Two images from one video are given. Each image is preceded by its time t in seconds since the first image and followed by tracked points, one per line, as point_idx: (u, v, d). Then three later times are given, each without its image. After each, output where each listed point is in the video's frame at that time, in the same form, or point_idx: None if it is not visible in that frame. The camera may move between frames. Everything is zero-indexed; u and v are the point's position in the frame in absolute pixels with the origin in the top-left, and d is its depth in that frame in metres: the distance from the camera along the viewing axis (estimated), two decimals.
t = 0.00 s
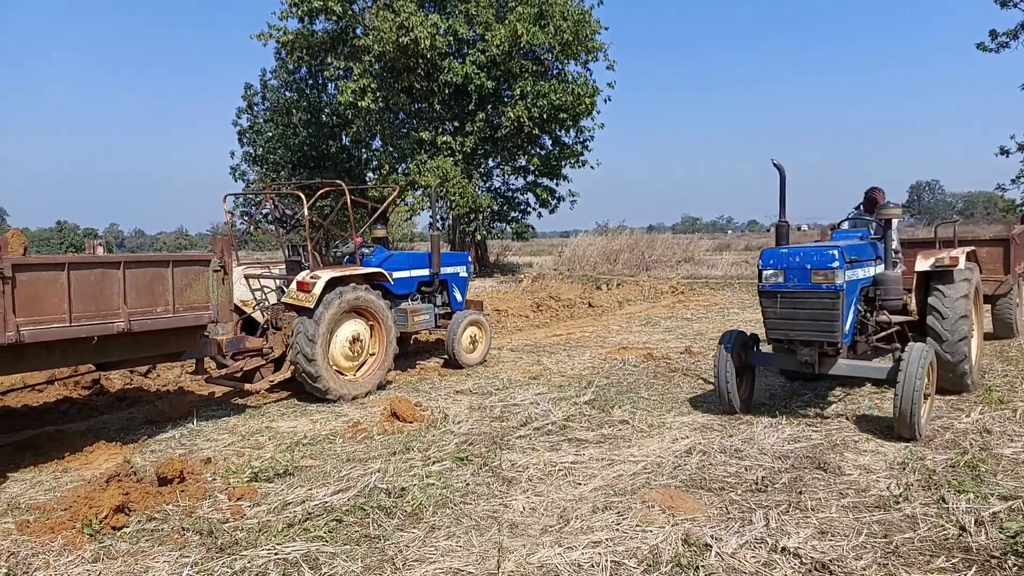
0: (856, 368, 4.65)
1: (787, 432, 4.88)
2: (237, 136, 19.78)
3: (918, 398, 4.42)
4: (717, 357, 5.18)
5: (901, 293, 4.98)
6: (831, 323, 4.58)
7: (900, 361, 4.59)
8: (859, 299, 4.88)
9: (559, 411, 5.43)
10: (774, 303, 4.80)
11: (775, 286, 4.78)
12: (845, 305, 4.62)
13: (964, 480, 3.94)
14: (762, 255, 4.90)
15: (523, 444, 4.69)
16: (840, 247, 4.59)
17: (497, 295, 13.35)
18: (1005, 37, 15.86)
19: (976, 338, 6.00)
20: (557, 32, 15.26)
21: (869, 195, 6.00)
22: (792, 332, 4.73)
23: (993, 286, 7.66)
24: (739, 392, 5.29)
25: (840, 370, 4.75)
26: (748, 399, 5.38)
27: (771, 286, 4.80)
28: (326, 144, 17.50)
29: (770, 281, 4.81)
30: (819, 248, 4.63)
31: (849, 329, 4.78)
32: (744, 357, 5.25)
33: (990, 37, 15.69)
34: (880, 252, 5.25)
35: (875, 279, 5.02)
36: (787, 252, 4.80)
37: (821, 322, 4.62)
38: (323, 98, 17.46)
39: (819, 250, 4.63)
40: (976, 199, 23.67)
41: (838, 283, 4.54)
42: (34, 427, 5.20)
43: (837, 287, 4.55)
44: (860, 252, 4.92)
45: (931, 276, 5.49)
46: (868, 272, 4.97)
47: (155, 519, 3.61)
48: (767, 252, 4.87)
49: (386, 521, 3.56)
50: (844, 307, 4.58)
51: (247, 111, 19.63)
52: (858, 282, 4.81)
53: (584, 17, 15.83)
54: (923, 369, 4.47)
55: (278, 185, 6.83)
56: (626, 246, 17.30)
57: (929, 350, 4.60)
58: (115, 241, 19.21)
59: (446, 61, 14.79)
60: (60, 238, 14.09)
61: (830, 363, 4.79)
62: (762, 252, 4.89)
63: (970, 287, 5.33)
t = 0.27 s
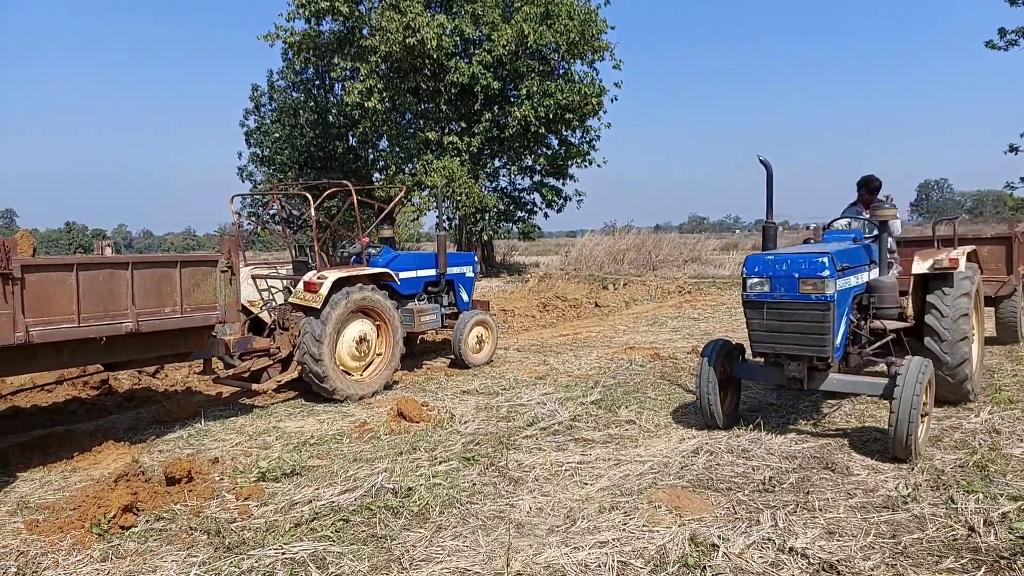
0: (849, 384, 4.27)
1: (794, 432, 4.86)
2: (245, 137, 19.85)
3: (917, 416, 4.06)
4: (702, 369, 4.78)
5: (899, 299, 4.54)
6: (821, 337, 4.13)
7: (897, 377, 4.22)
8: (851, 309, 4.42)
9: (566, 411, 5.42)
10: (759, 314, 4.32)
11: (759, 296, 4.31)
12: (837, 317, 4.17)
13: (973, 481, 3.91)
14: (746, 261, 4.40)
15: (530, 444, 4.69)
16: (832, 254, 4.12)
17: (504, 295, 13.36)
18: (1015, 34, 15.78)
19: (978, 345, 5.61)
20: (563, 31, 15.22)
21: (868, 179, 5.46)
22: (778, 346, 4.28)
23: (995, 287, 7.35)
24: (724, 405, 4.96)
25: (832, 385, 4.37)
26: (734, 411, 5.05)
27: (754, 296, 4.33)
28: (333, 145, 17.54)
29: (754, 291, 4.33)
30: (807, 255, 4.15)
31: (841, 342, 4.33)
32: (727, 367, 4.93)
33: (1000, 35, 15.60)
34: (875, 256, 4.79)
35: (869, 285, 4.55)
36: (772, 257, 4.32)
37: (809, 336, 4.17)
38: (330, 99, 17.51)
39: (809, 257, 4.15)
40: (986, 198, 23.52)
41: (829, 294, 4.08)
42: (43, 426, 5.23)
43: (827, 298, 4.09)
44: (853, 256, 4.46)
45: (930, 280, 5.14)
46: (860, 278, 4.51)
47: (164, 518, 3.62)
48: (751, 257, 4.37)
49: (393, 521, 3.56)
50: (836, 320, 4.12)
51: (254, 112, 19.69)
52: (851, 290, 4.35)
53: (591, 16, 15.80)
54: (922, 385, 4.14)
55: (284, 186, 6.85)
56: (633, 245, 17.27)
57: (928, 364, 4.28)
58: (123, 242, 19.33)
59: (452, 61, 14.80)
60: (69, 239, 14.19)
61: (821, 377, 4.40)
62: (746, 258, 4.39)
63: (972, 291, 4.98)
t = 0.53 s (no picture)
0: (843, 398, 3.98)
1: (801, 433, 4.84)
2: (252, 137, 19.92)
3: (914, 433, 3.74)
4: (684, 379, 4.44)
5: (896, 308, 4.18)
6: (810, 344, 3.87)
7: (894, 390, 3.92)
8: (843, 315, 4.15)
9: (572, 411, 5.42)
10: (743, 319, 4.06)
11: (744, 299, 4.04)
12: (828, 323, 3.90)
13: (982, 482, 3.89)
14: (731, 261, 4.14)
15: (536, 444, 4.69)
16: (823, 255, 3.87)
17: (510, 295, 13.38)
18: None
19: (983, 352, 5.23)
20: (570, 30, 15.20)
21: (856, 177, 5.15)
22: (764, 355, 4.01)
23: (1000, 293, 7.10)
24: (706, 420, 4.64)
25: (822, 399, 4.07)
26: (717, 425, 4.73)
27: (738, 300, 4.06)
28: (340, 145, 17.58)
29: (738, 293, 4.07)
30: (796, 257, 3.89)
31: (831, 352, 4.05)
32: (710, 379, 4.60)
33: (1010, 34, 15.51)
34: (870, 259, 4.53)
35: (863, 291, 4.27)
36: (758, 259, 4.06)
37: (797, 344, 3.90)
38: (337, 99, 17.55)
39: (797, 258, 3.89)
40: (995, 198, 23.38)
41: (820, 297, 3.82)
42: (52, 425, 5.26)
43: (817, 303, 3.83)
44: (847, 259, 4.19)
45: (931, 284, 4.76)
46: (853, 282, 4.23)
47: (171, 517, 3.64)
48: (736, 257, 4.11)
49: (399, 521, 3.57)
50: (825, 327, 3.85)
51: (262, 113, 19.76)
52: (843, 294, 4.09)
53: (598, 16, 15.77)
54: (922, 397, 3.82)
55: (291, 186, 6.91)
56: (640, 245, 17.26)
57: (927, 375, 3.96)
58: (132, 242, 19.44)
59: (459, 61, 14.80)
60: (78, 239, 14.28)
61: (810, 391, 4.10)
62: (730, 258, 4.13)
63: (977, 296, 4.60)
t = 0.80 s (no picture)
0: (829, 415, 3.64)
1: (808, 434, 4.82)
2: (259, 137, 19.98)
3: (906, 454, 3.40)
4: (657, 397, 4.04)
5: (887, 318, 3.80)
6: (789, 361, 3.47)
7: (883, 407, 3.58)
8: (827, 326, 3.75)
9: (578, 411, 5.42)
10: (717, 332, 3.66)
11: (717, 310, 3.64)
12: (809, 337, 3.51)
13: (990, 484, 3.86)
14: (702, 267, 3.72)
15: (542, 444, 4.69)
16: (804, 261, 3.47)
17: (516, 295, 13.39)
18: None
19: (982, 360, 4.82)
20: (577, 31, 15.17)
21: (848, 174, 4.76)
22: (740, 371, 3.62)
23: (1002, 298, 6.73)
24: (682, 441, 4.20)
25: (804, 418, 3.71)
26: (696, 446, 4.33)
27: (709, 311, 3.66)
28: (347, 145, 17.62)
29: (711, 304, 3.66)
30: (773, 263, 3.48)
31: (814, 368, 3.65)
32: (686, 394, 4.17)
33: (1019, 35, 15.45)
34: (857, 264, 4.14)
35: (850, 299, 3.87)
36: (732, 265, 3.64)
37: (775, 361, 3.51)
38: (344, 99, 17.59)
39: (775, 265, 3.48)
40: (1004, 199, 23.27)
41: (801, 308, 3.42)
42: (60, 424, 5.29)
43: (798, 316, 3.42)
44: (832, 265, 3.80)
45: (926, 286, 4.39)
46: (838, 290, 3.83)
47: (178, 515, 3.66)
48: (708, 264, 3.70)
49: (405, 520, 3.58)
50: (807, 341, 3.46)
51: (269, 113, 19.81)
52: (827, 304, 3.69)
53: (605, 16, 15.75)
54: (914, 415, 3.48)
55: (298, 186, 6.93)
56: (647, 246, 17.24)
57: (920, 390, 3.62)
58: (140, 241, 19.53)
59: (466, 61, 14.80)
60: (87, 239, 14.35)
61: (791, 410, 3.72)
62: (702, 264, 3.72)
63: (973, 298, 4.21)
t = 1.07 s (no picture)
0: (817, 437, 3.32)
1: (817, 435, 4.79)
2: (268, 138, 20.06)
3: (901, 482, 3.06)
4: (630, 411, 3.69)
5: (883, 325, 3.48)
6: (773, 374, 3.19)
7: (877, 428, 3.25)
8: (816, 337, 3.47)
9: (586, 411, 5.42)
10: (695, 340, 3.38)
11: (696, 316, 3.36)
12: (797, 347, 3.23)
13: (1001, 487, 3.84)
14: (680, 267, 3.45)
15: (550, 444, 4.69)
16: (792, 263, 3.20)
17: (524, 295, 13.40)
18: None
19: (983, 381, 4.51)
20: (585, 30, 15.16)
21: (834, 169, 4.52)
22: (718, 384, 3.33)
23: (1008, 305, 6.37)
24: (656, 461, 3.86)
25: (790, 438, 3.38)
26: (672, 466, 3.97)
27: (686, 316, 3.38)
28: (355, 145, 17.68)
29: (688, 309, 3.39)
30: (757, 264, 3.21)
31: (801, 383, 3.36)
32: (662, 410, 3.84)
33: None
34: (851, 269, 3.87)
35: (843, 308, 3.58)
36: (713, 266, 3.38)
37: (757, 374, 3.22)
38: (353, 99, 17.64)
39: (758, 266, 3.22)
40: (1016, 199, 23.10)
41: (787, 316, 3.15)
42: (71, 422, 5.33)
43: (782, 324, 3.14)
44: (824, 270, 3.53)
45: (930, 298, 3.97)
46: (829, 298, 3.55)
47: (188, 514, 3.68)
48: (687, 264, 3.43)
49: (413, 520, 3.58)
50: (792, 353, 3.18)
51: (278, 113, 19.88)
52: (817, 311, 3.41)
53: (613, 15, 15.71)
54: (912, 437, 3.15)
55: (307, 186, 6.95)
56: (655, 246, 17.21)
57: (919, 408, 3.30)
58: (150, 240, 19.66)
59: (474, 61, 14.80)
60: (97, 239, 14.45)
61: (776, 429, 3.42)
62: (680, 264, 3.44)
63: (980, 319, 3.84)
